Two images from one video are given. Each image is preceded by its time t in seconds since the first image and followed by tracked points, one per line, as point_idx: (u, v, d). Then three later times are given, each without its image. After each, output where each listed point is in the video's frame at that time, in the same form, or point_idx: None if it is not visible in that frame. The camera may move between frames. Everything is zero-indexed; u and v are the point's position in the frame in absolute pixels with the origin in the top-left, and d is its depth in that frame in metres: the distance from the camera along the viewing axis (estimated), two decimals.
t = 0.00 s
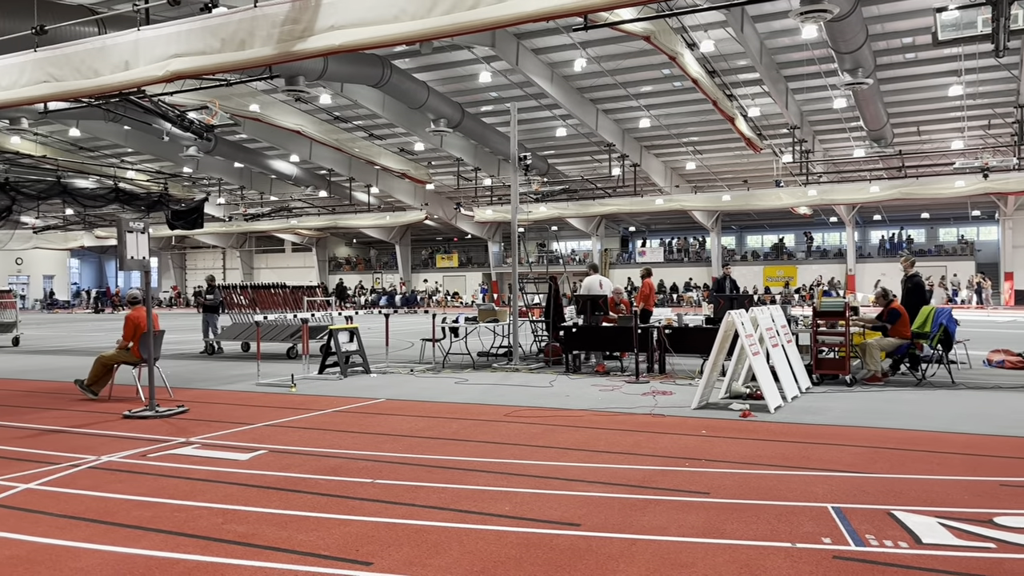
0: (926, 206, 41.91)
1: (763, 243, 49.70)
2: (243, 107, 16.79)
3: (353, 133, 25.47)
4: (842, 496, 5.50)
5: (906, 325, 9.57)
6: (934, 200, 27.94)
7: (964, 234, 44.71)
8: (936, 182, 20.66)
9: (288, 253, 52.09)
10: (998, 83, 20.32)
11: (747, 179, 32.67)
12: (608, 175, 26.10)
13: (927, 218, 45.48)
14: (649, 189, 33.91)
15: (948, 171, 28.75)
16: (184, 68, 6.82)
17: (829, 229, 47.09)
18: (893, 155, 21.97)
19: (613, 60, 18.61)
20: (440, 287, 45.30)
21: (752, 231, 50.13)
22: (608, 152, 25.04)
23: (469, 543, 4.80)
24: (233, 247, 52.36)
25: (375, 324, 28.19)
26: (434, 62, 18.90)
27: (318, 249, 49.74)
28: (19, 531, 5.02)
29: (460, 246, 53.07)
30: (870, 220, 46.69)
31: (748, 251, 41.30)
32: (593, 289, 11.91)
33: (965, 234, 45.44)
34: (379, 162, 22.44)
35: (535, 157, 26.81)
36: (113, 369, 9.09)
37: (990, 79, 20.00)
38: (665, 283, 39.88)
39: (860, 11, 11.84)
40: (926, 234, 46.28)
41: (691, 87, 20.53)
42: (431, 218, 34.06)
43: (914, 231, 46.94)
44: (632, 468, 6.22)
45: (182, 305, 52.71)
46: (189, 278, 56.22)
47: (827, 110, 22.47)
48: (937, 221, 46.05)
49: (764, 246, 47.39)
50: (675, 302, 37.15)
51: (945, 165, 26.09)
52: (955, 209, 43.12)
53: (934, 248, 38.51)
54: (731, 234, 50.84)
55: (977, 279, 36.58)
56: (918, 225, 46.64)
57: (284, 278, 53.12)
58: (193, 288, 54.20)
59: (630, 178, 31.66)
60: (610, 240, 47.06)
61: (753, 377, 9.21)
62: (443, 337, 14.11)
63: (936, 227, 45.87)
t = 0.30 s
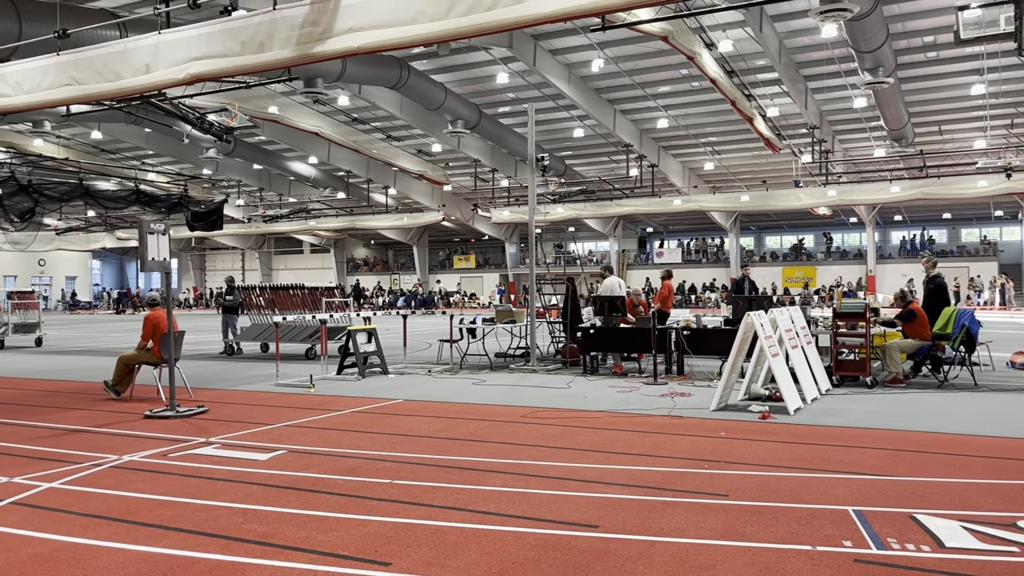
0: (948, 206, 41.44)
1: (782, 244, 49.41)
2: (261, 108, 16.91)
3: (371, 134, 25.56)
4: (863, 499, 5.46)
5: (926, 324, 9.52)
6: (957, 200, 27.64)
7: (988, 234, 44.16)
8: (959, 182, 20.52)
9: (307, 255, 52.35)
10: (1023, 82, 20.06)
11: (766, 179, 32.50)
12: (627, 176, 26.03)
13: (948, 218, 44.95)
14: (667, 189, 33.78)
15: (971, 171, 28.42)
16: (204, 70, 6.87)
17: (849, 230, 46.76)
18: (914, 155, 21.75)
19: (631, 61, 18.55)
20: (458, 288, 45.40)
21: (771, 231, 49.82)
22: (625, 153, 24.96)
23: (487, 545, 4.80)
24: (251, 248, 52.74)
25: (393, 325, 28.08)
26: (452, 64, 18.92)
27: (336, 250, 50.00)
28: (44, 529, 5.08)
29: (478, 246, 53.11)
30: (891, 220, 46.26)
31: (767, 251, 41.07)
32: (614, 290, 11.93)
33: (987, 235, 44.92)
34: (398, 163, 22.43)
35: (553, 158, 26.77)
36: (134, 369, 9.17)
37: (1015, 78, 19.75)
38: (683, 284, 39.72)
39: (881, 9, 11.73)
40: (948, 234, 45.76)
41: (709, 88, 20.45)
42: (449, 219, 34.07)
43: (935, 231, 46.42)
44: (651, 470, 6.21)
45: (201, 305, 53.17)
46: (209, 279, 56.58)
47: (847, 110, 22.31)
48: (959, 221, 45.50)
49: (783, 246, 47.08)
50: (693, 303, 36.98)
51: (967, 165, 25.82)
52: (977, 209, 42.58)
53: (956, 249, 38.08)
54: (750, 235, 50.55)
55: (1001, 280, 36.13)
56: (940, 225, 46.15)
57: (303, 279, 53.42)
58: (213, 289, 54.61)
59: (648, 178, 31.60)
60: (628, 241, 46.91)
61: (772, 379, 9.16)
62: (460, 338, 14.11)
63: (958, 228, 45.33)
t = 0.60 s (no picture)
0: (970, 206, 40.97)
1: (802, 244, 49.06)
2: (279, 110, 17.02)
3: (389, 136, 25.65)
4: (884, 502, 5.41)
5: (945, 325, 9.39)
6: (980, 200, 27.32)
7: (1011, 234, 43.58)
8: (980, 182, 19.95)
9: (325, 255, 52.58)
10: None
11: (785, 180, 32.33)
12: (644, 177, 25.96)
13: (971, 218, 44.46)
14: (685, 189, 33.65)
15: (994, 171, 28.08)
16: (223, 73, 6.93)
17: (869, 230, 46.37)
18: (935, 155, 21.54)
19: (648, 61, 18.50)
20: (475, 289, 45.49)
21: (790, 232, 49.51)
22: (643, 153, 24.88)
23: (506, 545, 4.80)
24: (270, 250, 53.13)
25: (411, 326, 28.13)
26: (469, 66, 18.95)
27: (354, 251, 50.21)
28: (67, 527, 5.14)
29: (495, 247, 53.14)
30: (912, 220, 45.81)
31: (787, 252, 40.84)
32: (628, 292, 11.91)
33: (1010, 235, 44.34)
34: (415, 165, 22.33)
35: (570, 159, 26.75)
36: (156, 369, 9.25)
37: None
38: (701, 285, 39.57)
39: (902, 8, 11.63)
40: (970, 234, 45.27)
41: (728, 87, 20.35)
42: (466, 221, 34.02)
43: (956, 231, 45.90)
44: (670, 472, 6.19)
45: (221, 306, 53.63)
46: (228, 280, 56.95)
47: (867, 110, 22.13)
48: (982, 221, 44.97)
49: (803, 247, 46.79)
50: (712, 304, 36.82)
51: (990, 165, 25.53)
52: (1000, 209, 42.05)
53: (978, 250, 37.64)
54: (769, 235, 50.28)
55: None
56: (962, 225, 45.62)
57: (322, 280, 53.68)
58: (232, 290, 54.97)
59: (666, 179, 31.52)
60: (646, 242, 46.78)
61: (792, 380, 9.11)
62: (477, 339, 14.14)
63: (981, 228, 44.81)
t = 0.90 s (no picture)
0: (992, 206, 40.47)
1: (821, 244, 48.69)
2: (296, 112, 17.13)
3: (407, 137, 25.72)
4: (906, 505, 5.36)
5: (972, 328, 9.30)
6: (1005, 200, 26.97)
7: None
8: (1003, 182, 19.39)
9: (343, 256, 52.86)
10: None
11: (804, 180, 32.11)
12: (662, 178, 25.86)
13: (993, 218, 43.89)
14: (703, 190, 33.50)
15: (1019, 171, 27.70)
16: (243, 75, 6.98)
17: (890, 231, 45.94)
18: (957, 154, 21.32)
19: (666, 61, 18.44)
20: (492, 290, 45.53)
21: (809, 232, 49.16)
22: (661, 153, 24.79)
23: (525, 546, 4.80)
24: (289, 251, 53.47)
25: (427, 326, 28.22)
26: (486, 67, 18.97)
27: (372, 252, 50.45)
28: (90, 525, 5.19)
29: (511, 248, 53.18)
30: (933, 220, 45.31)
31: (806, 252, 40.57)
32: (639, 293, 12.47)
33: None
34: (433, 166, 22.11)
35: (587, 159, 26.71)
36: (176, 370, 9.34)
37: None
38: (720, 286, 39.38)
39: (923, 6, 11.52)
40: (993, 234, 44.70)
41: (746, 87, 20.25)
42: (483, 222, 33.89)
43: (978, 231, 45.32)
44: (689, 473, 6.17)
45: (240, 307, 54.05)
46: (247, 281, 57.29)
47: (887, 109, 21.93)
48: (1005, 221, 44.35)
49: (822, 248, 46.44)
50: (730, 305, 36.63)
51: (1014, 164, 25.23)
52: None
53: (1002, 250, 37.17)
54: (788, 236, 49.95)
55: None
56: (984, 225, 45.04)
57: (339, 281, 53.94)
58: (251, 291, 55.36)
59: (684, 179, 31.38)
60: (664, 243, 46.62)
61: (812, 382, 9.05)
62: (495, 340, 14.16)
63: (1004, 228, 44.21)
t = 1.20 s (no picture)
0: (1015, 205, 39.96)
1: (840, 245, 48.35)
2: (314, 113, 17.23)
3: (424, 138, 25.79)
4: (928, 507, 5.31)
5: (996, 330, 9.24)
6: None
7: None
8: None
9: (361, 257, 53.07)
10: None
11: (824, 179, 31.88)
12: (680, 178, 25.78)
13: (1017, 218, 43.32)
14: (721, 190, 33.38)
15: None
16: (263, 77, 7.04)
17: (911, 231, 45.49)
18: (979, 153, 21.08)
19: (684, 61, 18.38)
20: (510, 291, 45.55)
21: (829, 232, 48.79)
22: (680, 153, 24.69)
23: (543, 546, 4.80)
24: (308, 252, 53.78)
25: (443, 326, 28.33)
26: (504, 68, 18.99)
27: (389, 252, 50.64)
28: (113, 524, 5.25)
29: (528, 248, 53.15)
30: (955, 220, 44.80)
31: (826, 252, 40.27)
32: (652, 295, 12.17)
33: None
34: (450, 168, 22.06)
35: (605, 159, 26.65)
36: (196, 370, 9.41)
37: None
38: (738, 287, 39.16)
39: (945, 3, 11.41)
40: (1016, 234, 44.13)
41: (764, 86, 20.15)
42: (501, 222, 34.04)
43: (1001, 231, 44.76)
44: (708, 475, 6.14)
45: (258, 308, 54.42)
46: (266, 281, 57.67)
47: (908, 108, 21.72)
48: None
49: (842, 248, 46.08)
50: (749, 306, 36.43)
51: None
52: None
53: None
54: (807, 236, 49.61)
55: None
56: (1008, 225, 44.47)
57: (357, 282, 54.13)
58: (270, 292, 55.73)
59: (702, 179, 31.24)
60: (681, 243, 46.39)
61: (831, 383, 9.00)
62: (512, 340, 14.19)
63: None
